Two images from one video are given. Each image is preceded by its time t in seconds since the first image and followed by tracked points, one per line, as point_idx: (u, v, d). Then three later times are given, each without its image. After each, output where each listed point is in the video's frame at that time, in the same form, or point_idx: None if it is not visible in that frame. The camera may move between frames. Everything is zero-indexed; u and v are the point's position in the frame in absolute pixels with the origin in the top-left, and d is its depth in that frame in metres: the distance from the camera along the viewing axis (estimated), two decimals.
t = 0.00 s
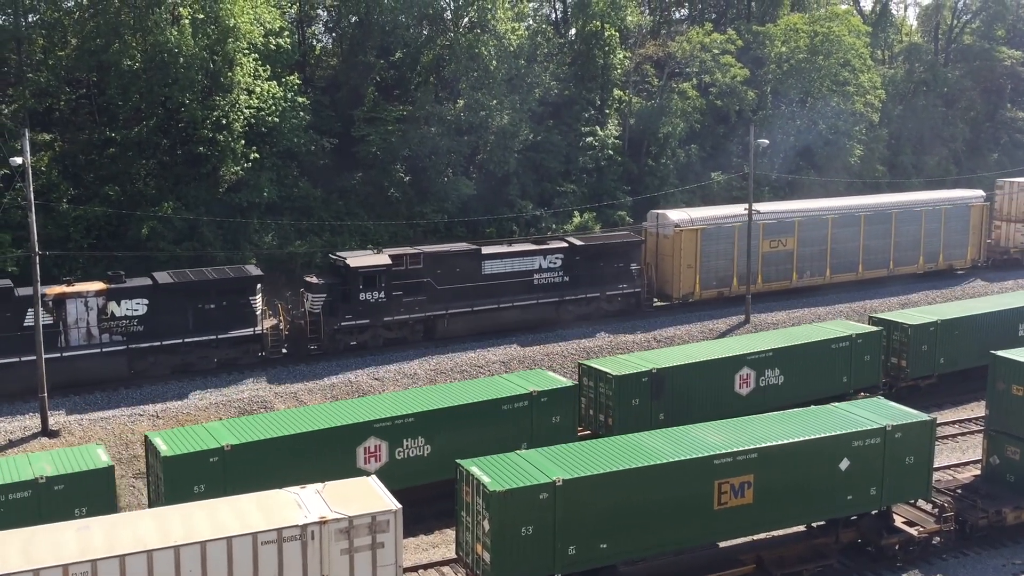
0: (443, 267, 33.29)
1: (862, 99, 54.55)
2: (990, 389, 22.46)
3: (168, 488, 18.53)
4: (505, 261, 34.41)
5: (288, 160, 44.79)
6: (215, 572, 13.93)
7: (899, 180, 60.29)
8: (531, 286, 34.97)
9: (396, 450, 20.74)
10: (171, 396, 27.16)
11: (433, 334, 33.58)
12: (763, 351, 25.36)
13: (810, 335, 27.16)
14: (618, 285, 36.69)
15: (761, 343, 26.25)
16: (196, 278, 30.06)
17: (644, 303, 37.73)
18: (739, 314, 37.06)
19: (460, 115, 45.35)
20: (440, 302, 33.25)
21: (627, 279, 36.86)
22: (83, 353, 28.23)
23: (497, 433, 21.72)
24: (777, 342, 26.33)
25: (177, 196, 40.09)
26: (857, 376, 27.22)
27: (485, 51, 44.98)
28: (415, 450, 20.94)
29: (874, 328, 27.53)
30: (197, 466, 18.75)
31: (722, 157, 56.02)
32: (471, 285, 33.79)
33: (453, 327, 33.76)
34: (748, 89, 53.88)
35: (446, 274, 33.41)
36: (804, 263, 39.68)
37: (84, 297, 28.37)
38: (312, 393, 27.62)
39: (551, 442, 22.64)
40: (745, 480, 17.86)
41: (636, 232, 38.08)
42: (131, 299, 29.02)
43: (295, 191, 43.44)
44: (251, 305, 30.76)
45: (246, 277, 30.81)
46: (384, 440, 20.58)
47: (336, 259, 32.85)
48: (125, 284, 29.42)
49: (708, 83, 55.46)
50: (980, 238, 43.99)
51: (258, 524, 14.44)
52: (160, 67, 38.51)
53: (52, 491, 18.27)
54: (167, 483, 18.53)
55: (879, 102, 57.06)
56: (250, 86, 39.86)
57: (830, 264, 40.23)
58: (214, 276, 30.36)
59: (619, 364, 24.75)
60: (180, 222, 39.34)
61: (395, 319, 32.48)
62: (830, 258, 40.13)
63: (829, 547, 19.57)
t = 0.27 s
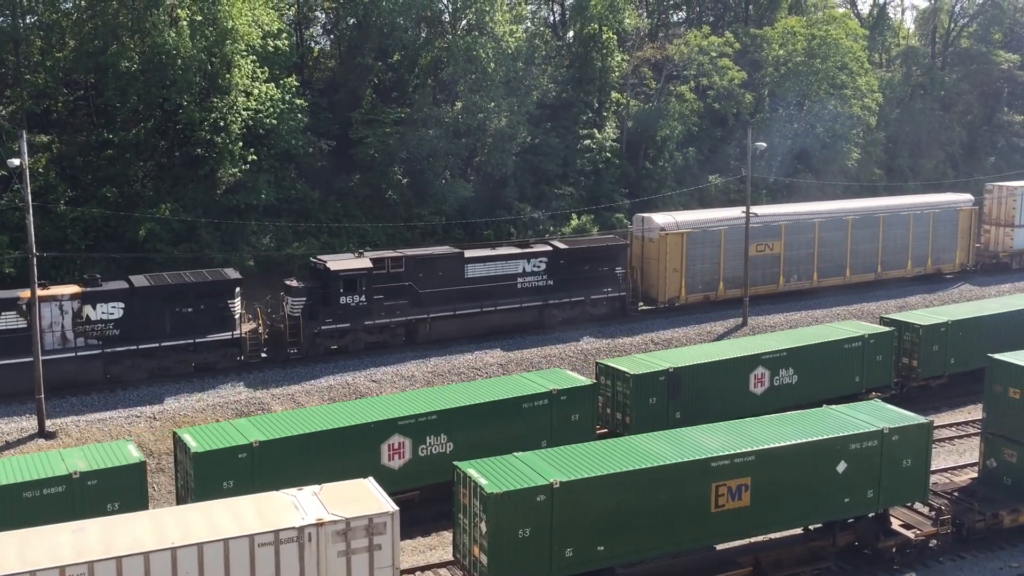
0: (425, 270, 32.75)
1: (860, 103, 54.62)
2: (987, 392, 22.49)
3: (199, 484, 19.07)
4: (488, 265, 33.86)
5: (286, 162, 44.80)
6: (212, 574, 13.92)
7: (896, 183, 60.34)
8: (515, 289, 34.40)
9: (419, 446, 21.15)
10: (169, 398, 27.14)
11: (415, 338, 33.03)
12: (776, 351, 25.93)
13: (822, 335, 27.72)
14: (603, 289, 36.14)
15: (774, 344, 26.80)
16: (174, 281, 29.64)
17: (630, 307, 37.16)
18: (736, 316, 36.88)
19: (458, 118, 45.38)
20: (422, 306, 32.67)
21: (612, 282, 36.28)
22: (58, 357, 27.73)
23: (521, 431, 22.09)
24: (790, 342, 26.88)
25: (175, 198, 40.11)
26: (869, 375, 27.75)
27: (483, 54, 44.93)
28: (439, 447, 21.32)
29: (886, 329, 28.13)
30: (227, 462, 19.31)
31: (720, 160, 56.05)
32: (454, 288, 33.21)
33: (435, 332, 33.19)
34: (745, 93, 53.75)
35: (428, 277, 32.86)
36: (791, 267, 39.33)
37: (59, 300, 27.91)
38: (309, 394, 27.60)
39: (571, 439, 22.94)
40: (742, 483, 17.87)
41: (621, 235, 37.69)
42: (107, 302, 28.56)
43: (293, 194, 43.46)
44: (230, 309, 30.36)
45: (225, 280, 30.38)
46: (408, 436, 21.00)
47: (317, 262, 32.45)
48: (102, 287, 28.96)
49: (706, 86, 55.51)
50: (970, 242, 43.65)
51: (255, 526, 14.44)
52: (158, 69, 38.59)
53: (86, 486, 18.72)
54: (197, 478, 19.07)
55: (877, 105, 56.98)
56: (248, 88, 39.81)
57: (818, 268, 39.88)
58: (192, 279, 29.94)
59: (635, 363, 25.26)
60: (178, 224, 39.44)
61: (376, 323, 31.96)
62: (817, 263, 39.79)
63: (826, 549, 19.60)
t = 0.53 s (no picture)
0: (405, 272, 32.54)
1: (856, 104, 54.39)
2: (982, 393, 22.53)
3: (225, 479, 19.22)
4: (469, 267, 33.74)
5: (282, 162, 44.77)
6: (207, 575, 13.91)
7: (892, 183, 60.44)
8: (496, 292, 34.27)
9: (439, 443, 21.25)
10: (165, 398, 27.11)
11: (395, 340, 32.85)
12: (789, 349, 26.12)
13: (832, 334, 27.91)
14: (586, 291, 36.03)
15: (786, 342, 26.95)
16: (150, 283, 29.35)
17: (613, 310, 37.04)
18: (732, 316, 36.90)
19: (454, 118, 45.43)
20: (402, 308, 32.53)
21: (595, 285, 36.16)
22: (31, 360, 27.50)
23: (540, 427, 22.21)
24: (801, 341, 27.05)
25: (171, 198, 40.02)
26: (878, 373, 27.97)
27: (480, 54, 44.89)
28: (459, 443, 21.42)
29: (896, 328, 28.26)
30: (254, 457, 19.42)
31: (716, 161, 56.12)
32: (434, 290, 33.07)
33: (415, 334, 33.06)
34: (741, 94, 54.26)
35: (408, 279, 32.68)
36: (777, 269, 39.22)
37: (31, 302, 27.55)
38: (305, 394, 27.57)
39: (588, 436, 23.02)
40: (737, 483, 17.89)
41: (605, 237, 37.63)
42: (81, 304, 28.24)
43: (289, 194, 43.44)
44: (207, 312, 30.06)
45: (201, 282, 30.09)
46: (428, 432, 21.12)
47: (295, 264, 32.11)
48: (75, 289, 28.58)
49: (702, 87, 55.64)
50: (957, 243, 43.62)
51: (250, 526, 14.43)
52: (154, 69, 38.43)
53: (117, 480, 18.62)
54: (224, 474, 19.22)
55: (873, 106, 56.96)
56: (244, 88, 39.73)
57: (803, 270, 39.81)
58: (168, 281, 29.64)
59: (650, 361, 25.31)
60: (174, 224, 39.51)
61: (355, 326, 31.77)
62: (803, 264, 39.71)
63: (821, 549, 19.64)
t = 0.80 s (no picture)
0: (384, 273, 31.94)
1: (851, 104, 54.37)
2: (977, 393, 22.60)
3: (251, 474, 19.53)
4: (449, 268, 33.23)
5: (278, 162, 44.71)
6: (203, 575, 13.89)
7: (888, 183, 60.51)
8: (478, 293, 33.75)
9: (460, 438, 21.39)
10: (160, 398, 27.08)
11: (375, 343, 32.26)
12: (801, 346, 26.56)
13: (843, 331, 28.40)
14: (569, 292, 35.46)
15: (797, 339, 27.40)
16: (125, 285, 28.51)
17: (597, 312, 36.50)
18: (728, 315, 36.99)
19: (451, 118, 45.44)
20: (382, 309, 31.99)
21: (578, 286, 35.63)
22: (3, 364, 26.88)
23: (560, 422, 22.47)
24: (812, 338, 27.50)
25: (166, 198, 39.89)
26: (887, 370, 28.39)
27: (476, 54, 44.83)
28: (479, 437, 21.54)
29: (904, 326, 28.67)
30: (278, 452, 19.70)
31: (712, 161, 56.19)
32: (414, 292, 32.54)
33: (395, 336, 32.48)
34: (736, 94, 54.47)
35: (388, 281, 32.11)
36: (762, 270, 39.03)
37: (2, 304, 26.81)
38: (301, 395, 27.55)
39: (605, 431, 23.33)
40: (733, 483, 17.91)
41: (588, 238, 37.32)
42: (54, 306, 27.48)
43: (285, 193, 43.38)
44: (184, 314, 29.24)
45: (178, 283, 29.25)
46: (450, 427, 21.28)
47: (275, 265, 31.38)
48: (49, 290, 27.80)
49: (698, 87, 55.70)
50: (944, 243, 43.58)
51: (246, 527, 14.41)
52: (149, 68, 38.32)
53: (147, 475, 18.74)
54: (250, 468, 19.54)
55: (869, 106, 56.96)
56: (240, 88, 39.72)
57: (788, 271, 39.67)
58: (144, 282, 28.80)
59: (664, 357, 25.85)
60: (169, 224, 39.47)
61: (333, 328, 31.12)
62: (788, 265, 39.57)
63: (817, 549, 19.68)
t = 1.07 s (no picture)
0: (367, 275, 31.87)
1: (850, 104, 54.48)
2: (976, 392, 22.59)
3: (280, 470, 19.82)
4: (434, 270, 33.15)
5: (277, 163, 44.68)
6: None
7: (886, 183, 60.54)
8: (462, 295, 33.66)
9: (482, 434, 21.73)
10: (159, 399, 27.07)
11: (357, 346, 32.28)
12: (816, 343, 26.97)
13: (857, 329, 28.81)
14: (554, 294, 35.41)
15: (811, 337, 27.81)
16: (102, 288, 28.38)
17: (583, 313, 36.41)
18: (727, 315, 37.04)
19: (449, 119, 45.45)
20: (364, 312, 31.95)
21: (563, 287, 35.59)
22: None
23: (580, 417, 22.91)
24: (826, 335, 27.92)
25: (165, 199, 39.82)
26: (901, 367, 28.76)
27: (475, 55, 44.85)
28: (502, 434, 21.91)
29: (917, 324, 29.02)
30: (307, 447, 20.00)
31: (711, 161, 56.21)
32: (398, 294, 32.49)
33: (378, 338, 32.50)
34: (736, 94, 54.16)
35: (370, 284, 32.04)
36: (750, 271, 38.88)
37: None
38: (300, 396, 27.54)
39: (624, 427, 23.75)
40: (733, 483, 17.90)
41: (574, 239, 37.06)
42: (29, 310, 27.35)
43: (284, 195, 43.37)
44: (162, 317, 29.15)
45: (157, 286, 29.12)
46: (473, 424, 21.59)
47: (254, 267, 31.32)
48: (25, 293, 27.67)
49: (697, 87, 55.75)
50: (934, 244, 43.46)
51: (245, 528, 14.39)
52: (147, 70, 38.38)
53: (179, 470, 18.95)
54: (279, 464, 19.83)
55: (868, 106, 56.97)
56: (238, 89, 39.68)
57: (777, 272, 39.50)
58: (121, 285, 28.66)
59: (682, 355, 26.33)
60: (168, 225, 39.44)
61: (314, 330, 31.06)
62: (777, 267, 39.40)
63: (817, 549, 19.67)
